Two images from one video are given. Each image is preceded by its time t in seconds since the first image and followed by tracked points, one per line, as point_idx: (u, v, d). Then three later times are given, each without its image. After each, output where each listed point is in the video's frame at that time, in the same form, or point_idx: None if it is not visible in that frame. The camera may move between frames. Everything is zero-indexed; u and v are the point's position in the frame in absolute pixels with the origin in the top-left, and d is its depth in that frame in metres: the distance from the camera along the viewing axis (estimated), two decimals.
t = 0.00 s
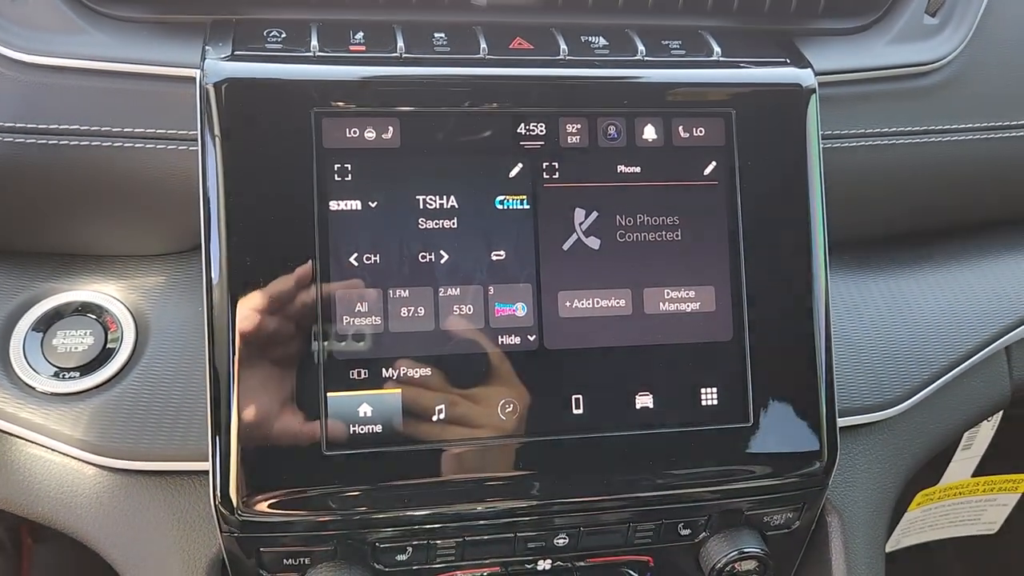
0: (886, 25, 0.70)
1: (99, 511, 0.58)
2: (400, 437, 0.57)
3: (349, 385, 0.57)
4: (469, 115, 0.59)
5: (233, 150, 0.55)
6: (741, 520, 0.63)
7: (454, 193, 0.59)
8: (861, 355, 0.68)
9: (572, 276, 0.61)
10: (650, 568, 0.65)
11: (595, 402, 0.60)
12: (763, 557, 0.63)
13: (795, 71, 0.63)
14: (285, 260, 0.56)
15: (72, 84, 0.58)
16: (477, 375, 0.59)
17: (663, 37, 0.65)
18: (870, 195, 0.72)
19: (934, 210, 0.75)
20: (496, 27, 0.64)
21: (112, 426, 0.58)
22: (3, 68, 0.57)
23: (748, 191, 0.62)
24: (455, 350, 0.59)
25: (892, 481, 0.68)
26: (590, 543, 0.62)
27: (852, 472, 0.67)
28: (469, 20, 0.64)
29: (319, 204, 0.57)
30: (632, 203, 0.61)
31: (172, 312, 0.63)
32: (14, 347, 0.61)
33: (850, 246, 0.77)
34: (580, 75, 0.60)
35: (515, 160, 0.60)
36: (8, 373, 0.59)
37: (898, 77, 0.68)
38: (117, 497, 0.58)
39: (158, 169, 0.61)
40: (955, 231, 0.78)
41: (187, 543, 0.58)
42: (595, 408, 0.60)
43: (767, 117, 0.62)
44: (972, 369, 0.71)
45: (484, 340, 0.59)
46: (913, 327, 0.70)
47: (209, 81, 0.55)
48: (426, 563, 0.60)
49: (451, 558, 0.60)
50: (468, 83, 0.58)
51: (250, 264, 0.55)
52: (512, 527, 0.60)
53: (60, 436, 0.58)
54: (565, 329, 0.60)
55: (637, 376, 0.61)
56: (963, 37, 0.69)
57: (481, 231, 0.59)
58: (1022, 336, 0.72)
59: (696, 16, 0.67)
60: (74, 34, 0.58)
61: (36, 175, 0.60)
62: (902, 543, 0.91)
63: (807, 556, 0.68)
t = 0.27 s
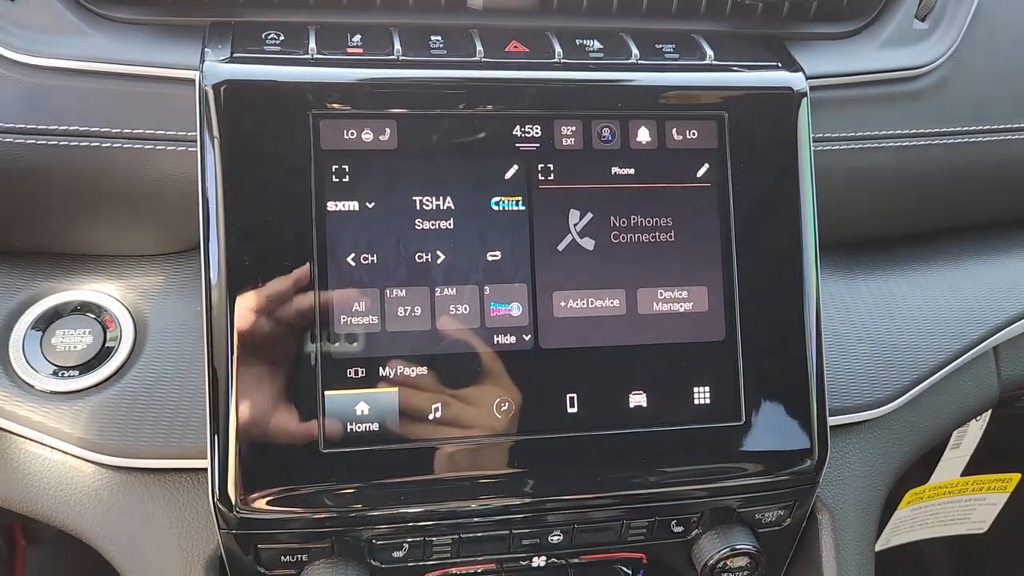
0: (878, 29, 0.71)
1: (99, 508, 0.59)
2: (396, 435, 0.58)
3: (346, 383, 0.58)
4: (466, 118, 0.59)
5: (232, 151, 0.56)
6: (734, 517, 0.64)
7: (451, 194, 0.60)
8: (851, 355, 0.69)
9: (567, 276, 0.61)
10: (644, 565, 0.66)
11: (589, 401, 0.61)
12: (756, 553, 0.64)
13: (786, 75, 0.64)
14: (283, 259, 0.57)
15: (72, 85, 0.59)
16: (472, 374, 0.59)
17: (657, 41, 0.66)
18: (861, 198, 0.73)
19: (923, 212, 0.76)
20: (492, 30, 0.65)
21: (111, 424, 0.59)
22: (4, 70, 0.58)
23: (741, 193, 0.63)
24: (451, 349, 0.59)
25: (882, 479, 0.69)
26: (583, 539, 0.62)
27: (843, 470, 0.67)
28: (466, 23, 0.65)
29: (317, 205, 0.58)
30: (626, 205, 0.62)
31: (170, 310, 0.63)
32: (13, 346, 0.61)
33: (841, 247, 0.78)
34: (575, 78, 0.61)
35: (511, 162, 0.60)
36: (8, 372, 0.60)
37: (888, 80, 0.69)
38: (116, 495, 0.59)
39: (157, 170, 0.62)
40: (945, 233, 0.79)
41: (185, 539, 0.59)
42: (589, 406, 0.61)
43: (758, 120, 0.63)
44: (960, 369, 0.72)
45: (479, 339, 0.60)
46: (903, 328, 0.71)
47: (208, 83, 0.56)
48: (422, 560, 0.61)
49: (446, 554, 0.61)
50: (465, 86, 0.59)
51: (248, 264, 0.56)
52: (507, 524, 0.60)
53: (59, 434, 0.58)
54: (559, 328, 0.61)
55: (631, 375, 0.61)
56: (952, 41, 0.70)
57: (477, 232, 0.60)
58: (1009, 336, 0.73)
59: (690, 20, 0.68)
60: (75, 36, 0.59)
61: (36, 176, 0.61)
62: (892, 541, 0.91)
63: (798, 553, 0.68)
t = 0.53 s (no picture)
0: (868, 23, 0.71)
1: (85, 503, 0.58)
2: (386, 428, 0.58)
3: (336, 376, 0.57)
4: (457, 109, 0.59)
5: (221, 142, 0.56)
6: (724, 510, 0.64)
7: (441, 186, 0.59)
8: (842, 349, 0.69)
9: (557, 269, 0.61)
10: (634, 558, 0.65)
11: (579, 394, 0.60)
12: (746, 547, 0.64)
13: (777, 68, 0.64)
14: (272, 251, 0.56)
15: (57, 74, 0.58)
16: (463, 367, 0.59)
17: (648, 34, 0.65)
18: (851, 192, 0.74)
19: (913, 206, 0.76)
20: (483, 22, 0.65)
21: (99, 417, 0.58)
22: None
23: (732, 186, 0.63)
24: (442, 342, 0.59)
25: (872, 472, 0.69)
26: (574, 534, 0.62)
27: (834, 463, 0.67)
28: (456, 15, 0.65)
29: (306, 196, 0.57)
30: (617, 198, 0.62)
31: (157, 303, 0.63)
32: None
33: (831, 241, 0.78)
34: (566, 70, 0.61)
35: (502, 154, 0.60)
36: None
37: (879, 74, 0.69)
38: (103, 489, 0.58)
39: (144, 161, 0.61)
40: (934, 228, 0.79)
41: (174, 533, 0.58)
42: (579, 400, 0.60)
43: (750, 113, 0.63)
44: (950, 363, 0.72)
45: (469, 332, 0.59)
46: (893, 321, 0.71)
47: (196, 74, 0.55)
48: (411, 554, 0.61)
49: (436, 548, 0.60)
50: (455, 77, 0.59)
51: (237, 256, 0.56)
52: (497, 518, 0.60)
53: (46, 427, 0.58)
54: (550, 321, 0.61)
55: (622, 368, 0.61)
56: (942, 36, 0.70)
57: (468, 224, 0.60)
58: (998, 330, 0.74)
59: (681, 13, 0.68)
60: (61, 25, 0.58)
61: (22, 167, 0.60)
62: (882, 536, 0.92)
63: (789, 547, 0.68)
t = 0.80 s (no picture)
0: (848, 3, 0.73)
1: (70, 471, 0.59)
2: (369, 398, 0.58)
3: (317, 346, 0.58)
4: (439, 83, 0.60)
5: (205, 114, 0.56)
6: (703, 481, 0.65)
7: (424, 159, 0.60)
8: (821, 325, 0.70)
9: (539, 242, 0.62)
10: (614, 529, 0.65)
11: (561, 365, 0.61)
12: (725, 517, 0.65)
13: (758, 46, 0.65)
14: (256, 222, 0.57)
15: (45, 47, 0.59)
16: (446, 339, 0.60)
17: (630, 12, 0.66)
18: (830, 171, 0.75)
19: (892, 185, 0.77)
20: None
21: (84, 387, 0.59)
22: None
23: (712, 161, 0.64)
24: (424, 313, 0.60)
25: (850, 446, 0.70)
26: (555, 504, 0.63)
27: (811, 436, 0.68)
28: None
29: (290, 168, 0.58)
30: (598, 172, 0.63)
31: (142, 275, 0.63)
32: None
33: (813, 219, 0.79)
34: (548, 46, 0.61)
35: (484, 128, 0.61)
36: None
37: (862, 52, 0.70)
38: (88, 458, 0.59)
39: (131, 133, 0.61)
40: (915, 207, 0.80)
41: (157, 502, 0.59)
42: (560, 371, 0.61)
43: (730, 89, 0.64)
44: (928, 339, 0.73)
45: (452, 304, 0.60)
46: (871, 298, 0.72)
47: (180, 46, 0.56)
48: (395, 523, 0.61)
49: (419, 517, 0.61)
50: (437, 51, 0.59)
51: (221, 227, 0.56)
52: (479, 487, 0.60)
53: (31, 396, 0.58)
54: (532, 293, 0.61)
55: (603, 340, 0.62)
56: (919, 18, 0.71)
57: (450, 197, 0.60)
58: (976, 307, 0.75)
59: None
60: None
61: (7, 139, 0.61)
62: (864, 514, 0.93)
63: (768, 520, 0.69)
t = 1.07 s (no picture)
0: None
1: (58, 427, 0.58)
2: (359, 354, 0.58)
3: (306, 302, 0.57)
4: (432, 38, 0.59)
5: (194, 66, 0.55)
6: (697, 443, 0.64)
7: (416, 115, 0.59)
8: (816, 288, 0.69)
9: (532, 199, 0.61)
10: (607, 491, 0.65)
11: (553, 324, 0.61)
12: (718, 478, 0.64)
13: (757, 6, 0.63)
14: (245, 176, 0.56)
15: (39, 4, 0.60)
16: (437, 297, 0.59)
17: None
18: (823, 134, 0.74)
19: (887, 150, 0.77)
20: None
21: (72, 343, 0.58)
22: None
23: (707, 119, 0.63)
24: (416, 270, 0.59)
25: (844, 409, 0.70)
26: (547, 464, 0.62)
27: (806, 399, 0.68)
28: None
29: (280, 122, 0.57)
30: (592, 130, 0.62)
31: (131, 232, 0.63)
32: None
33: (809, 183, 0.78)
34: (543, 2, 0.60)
35: (477, 83, 0.60)
36: None
37: (852, 14, 0.72)
38: (75, 415, 0.58)
39: (120, 86, 0.61)
40: (912, 172, 0.79)
41: (144, 460, 0.58)
42: (553, 330, 0.61)
43: (726, 47, 0.63)
44: (924, 303, 0.73)
45: (443, 261, 0.59)
46: (868, 262, 0.71)
47: None
48: (385, 481, 0.60)
49: (410, 477, 0.60)
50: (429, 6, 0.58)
51: (210, 180, 0.56)
52: (471, 445, 0.60)
53: (18, 352, 0.58)
54: (524, 251, 0.61)
55: (596, 299, 0.61)
56: None
57: (443, 153, 0.60)
58: (973, 272, 0.74)
59: None
60: None
61: None
62: (858, 484, 0.93)
63: (762, 484, 0.69)
